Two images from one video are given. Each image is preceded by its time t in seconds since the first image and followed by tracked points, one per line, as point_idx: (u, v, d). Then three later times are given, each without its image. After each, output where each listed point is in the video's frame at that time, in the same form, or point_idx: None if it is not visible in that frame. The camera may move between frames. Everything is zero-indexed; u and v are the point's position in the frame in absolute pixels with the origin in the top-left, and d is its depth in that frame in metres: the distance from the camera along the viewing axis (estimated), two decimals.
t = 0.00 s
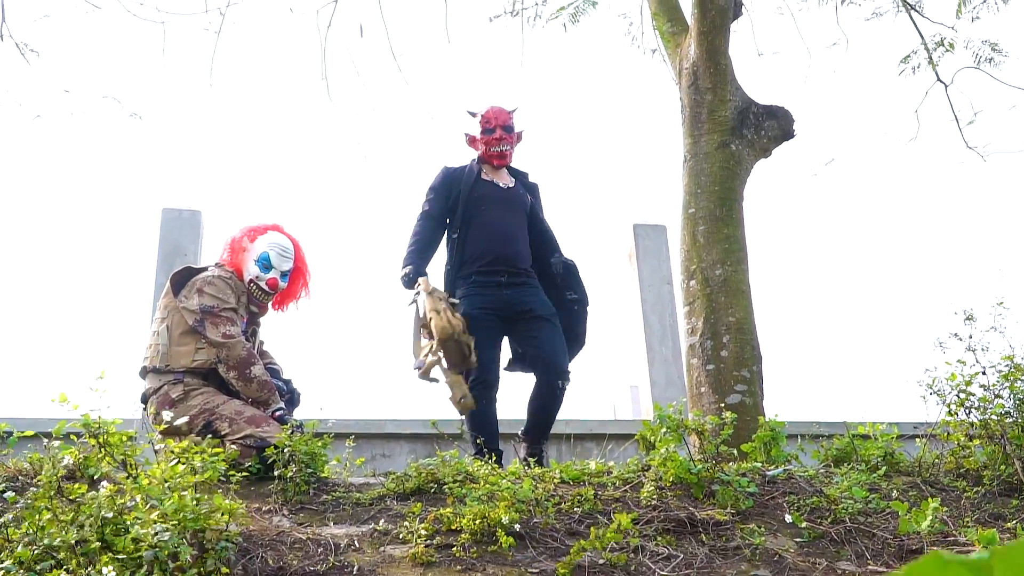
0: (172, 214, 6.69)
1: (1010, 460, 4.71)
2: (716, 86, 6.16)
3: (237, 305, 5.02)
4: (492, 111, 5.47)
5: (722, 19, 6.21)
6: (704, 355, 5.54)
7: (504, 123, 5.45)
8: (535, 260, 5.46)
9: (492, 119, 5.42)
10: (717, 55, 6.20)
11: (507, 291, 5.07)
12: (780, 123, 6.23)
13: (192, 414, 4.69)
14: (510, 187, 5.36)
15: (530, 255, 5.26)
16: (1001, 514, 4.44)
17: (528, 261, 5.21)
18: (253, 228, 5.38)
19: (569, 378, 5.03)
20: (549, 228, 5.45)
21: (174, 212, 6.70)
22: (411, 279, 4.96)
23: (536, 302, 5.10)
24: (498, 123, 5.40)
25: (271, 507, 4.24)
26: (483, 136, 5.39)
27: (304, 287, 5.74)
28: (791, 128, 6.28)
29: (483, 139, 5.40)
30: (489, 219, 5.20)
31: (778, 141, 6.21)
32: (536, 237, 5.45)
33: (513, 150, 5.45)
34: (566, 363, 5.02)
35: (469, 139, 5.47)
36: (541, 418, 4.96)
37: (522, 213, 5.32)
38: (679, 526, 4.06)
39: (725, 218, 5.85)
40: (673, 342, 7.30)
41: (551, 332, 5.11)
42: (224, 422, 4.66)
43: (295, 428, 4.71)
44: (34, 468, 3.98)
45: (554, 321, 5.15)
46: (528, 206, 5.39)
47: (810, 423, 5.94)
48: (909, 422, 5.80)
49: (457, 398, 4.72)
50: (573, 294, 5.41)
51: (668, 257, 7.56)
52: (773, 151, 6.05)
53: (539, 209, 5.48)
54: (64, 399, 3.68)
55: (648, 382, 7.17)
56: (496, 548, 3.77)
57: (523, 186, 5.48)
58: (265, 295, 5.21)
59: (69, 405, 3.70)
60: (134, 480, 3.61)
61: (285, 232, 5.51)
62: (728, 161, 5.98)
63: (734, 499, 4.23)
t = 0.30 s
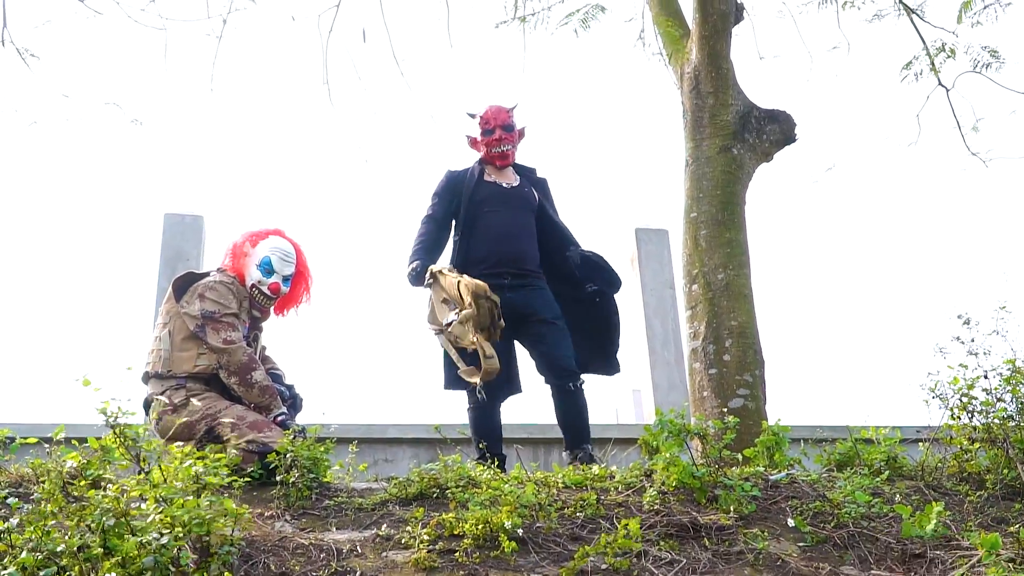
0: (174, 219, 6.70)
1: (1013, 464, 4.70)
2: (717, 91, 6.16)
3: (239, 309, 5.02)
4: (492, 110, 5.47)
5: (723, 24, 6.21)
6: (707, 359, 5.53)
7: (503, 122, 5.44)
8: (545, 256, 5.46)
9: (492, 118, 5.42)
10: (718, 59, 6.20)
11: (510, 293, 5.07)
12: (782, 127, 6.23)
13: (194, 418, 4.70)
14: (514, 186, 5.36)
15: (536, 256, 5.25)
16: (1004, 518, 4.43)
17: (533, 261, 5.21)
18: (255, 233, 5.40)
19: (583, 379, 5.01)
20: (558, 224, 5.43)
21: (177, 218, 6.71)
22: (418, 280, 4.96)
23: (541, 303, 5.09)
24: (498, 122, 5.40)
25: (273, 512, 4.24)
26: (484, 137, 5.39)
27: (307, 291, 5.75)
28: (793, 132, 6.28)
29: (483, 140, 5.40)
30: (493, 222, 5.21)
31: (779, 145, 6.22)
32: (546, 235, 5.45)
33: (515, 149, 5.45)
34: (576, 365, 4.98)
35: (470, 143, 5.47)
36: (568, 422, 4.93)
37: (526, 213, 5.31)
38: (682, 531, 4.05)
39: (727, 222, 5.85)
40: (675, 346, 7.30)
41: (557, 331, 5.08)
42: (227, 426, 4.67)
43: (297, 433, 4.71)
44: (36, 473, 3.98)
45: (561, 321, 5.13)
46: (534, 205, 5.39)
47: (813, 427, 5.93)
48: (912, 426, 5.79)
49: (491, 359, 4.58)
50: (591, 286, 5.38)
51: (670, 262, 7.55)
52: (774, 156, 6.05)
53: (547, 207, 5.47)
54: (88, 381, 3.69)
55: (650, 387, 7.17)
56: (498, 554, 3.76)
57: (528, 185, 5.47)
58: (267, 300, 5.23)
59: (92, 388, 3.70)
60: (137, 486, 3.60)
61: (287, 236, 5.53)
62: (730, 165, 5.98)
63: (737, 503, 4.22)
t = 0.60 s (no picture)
0: (177, 227, 6.71)
1: (1017, 470, 4.69)
2: (720, 97, 6.17)
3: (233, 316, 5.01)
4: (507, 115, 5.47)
5: (725, 30, 6.22)
6: (710, 366, 5.53)
7: (519, 126, 5.43)
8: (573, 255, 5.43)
9: (507, 123, 5.42)
10: (720, 66, 6.20)
11: (526, 296, 5.07)
12: (784, 133, 6.24)
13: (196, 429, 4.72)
14: (530, 189, 5.34)
15: (558, 257, 5.22)
16: (1008, 524, 4.41)
17: (551, 262, 5.18)
18: (244, 235, 5.38)
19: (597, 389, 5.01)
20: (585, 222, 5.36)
21: (180, 225, 6.72)
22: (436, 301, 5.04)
23: (553, 307, 5.08)
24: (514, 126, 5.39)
25: (277, 520, 4.23)
26: (500, 142, 5.39)
27: (307, 284, 5.71)
28: (795, 138, 6.28)
29: (501, 145, 5.40)
30: (512, 225, 5.21)
31: (782, 151, 6.22)
32: (575, 234, 5.41)
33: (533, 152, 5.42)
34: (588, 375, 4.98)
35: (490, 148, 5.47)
36: (579, 431, 4.93)
37: (546, 215, 5.30)
38: (685, 538, 4.05)
39: (729, 228, 5.85)
40: (678, 352, 7.30)
41: (570, 338, 5.07)
42: (229, 435, 4.68)
43: (300, 441, 4.70)
44: (40, 482, 3.97)
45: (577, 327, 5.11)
46: (555, 205, 5.36)
47: (817, 433, 5.92)
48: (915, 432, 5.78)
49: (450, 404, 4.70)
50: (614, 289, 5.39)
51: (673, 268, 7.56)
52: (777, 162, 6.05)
53: (573, 204, 5.41)
54: (97, 395, 3.69)
55: (653, 393, 7.16)
56: (501, 562, 3.75)
57: (549, 183, 5.43)
58: (258, 296, 5.16)
59: (101, 401, 3.71)
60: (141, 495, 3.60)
61: (276, 233, 5.48)
62: (732, 172, 5.98)
63: (741, 510, 4.22)
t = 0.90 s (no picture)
0: (180, 234, 6.73)
1: (1019, 476, 4.68)
2: (722, 104, 6.18)
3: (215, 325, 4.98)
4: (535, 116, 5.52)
5: (727, 37, 6.23)
6: (713, 372, 5.53)
7: (544, 127, 5.48)
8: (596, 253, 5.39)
9: (533, 124, 5.47)
10: (722, 73, 6.22)
11: (537, 299, 5.06)
12: (786, 140, 6.24)
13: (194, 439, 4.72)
14: (544, 191, 5.37)
15: (574, 260, 5.19)
16: (1010, 530, 4.41)
17: (565, 265, 5.14)
18: (221, 236, 5.40)
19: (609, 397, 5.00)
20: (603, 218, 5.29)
21: (182, 232, 6.75)
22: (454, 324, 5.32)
23: (565, 313, 5.03)
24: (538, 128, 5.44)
25: (279, 527, 4.23)
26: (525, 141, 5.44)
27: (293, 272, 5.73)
28: (797, 144, 6.29)
29: (523, 145, 5.45)
30: (526, 229, 5.24)
31: (784, 157, 6.23)
32: (592, 236, 5.39)
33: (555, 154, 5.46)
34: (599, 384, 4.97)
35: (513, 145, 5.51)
36: (587, 438, 4.92)
37: (561, 216, 5.29)
38: (686, 544, 4.05)
39: (731, 235, 5.85)
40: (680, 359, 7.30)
41: (583, 344, 5.04)
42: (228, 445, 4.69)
43: (301, 448, 4.70)
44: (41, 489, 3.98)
45: (590, 330, 5.07)
46: (570, 207, 5.34)
47: (819, 440, 5.92)
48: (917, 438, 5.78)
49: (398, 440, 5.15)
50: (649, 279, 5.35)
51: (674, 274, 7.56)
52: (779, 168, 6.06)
53: (590, 204, 5.39)
54: (90, 399, 3.70)
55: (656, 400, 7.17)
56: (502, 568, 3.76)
57: (564, 184, 5.42)
58: (239, 292, 5.19)
59: (97, 405, 3.72)
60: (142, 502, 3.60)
61: (254, 228, 5.48)
62: (734, 178, 5.99)
63: (743, 517, 4.21)
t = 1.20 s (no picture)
0: (181, 240, 6.74)
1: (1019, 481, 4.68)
2: (722, 110, 6.19)
3: (237, 326, 5.06)
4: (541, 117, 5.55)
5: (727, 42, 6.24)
6: (713, 377, 5.53)
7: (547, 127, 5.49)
8: (608, 263, 5.43)
9: (538, 124, 5.49)
10: (722, 78, 6.23)
11: (538, 302, 5.06)
12: (787, 145, 6.25)
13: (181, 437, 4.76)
14: (541, 192, 5.38)
15: (575, 262, 5.20)
16: (1010, 535, 4.41)
17: (564, 268, 5.15)
18: (271, 254, 5.45)
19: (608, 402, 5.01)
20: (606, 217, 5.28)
21: (184, 238, 6.76)
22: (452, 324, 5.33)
23: (564, 317, 5.03)
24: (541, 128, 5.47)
25: (279, 532, 4.24)
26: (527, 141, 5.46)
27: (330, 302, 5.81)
28: (798, 149, 6.30)
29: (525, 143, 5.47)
30: (525, 231, 5.24)
31: (785, 162, 6.24)
32: (590, 239, 5.40)
33: (557, 155, 5.48)
34: (598, 389, 4.97)
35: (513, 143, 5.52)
36: (587, 443, 4.91)
37: (559, 219, 5.30)
38: (686, 548, 4.05)
39: (732, 240, 5.86)
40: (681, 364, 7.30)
41: (583, 348, 5.04)
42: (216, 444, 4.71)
43: (302, 453, 4.70)
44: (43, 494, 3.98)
45: (588, 335, 5.08)
46: (569, 209, 5.35)
47: (820, 445, 5.92)
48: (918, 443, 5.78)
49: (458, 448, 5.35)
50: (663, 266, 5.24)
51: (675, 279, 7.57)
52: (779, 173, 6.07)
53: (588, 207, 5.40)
54: (99, 405, 3.69)
55: (656, 404, 7.17)
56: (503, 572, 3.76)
57: (563, 186, 5.44)
58: (288, 315, 5.28)
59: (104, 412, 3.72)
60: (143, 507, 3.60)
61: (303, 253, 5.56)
62: (735, 184, 6.00)
63: (743, 521, 4.21)
